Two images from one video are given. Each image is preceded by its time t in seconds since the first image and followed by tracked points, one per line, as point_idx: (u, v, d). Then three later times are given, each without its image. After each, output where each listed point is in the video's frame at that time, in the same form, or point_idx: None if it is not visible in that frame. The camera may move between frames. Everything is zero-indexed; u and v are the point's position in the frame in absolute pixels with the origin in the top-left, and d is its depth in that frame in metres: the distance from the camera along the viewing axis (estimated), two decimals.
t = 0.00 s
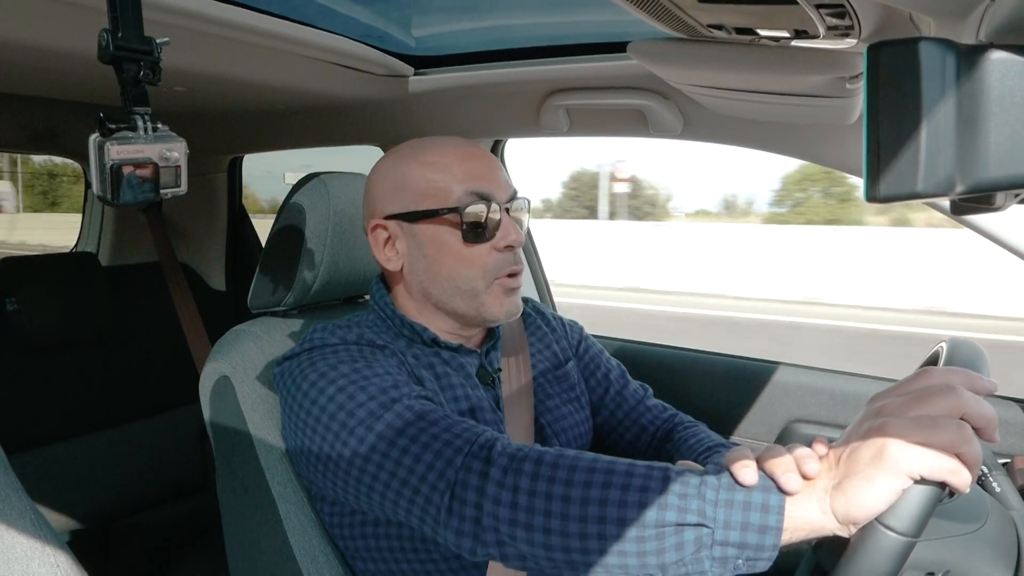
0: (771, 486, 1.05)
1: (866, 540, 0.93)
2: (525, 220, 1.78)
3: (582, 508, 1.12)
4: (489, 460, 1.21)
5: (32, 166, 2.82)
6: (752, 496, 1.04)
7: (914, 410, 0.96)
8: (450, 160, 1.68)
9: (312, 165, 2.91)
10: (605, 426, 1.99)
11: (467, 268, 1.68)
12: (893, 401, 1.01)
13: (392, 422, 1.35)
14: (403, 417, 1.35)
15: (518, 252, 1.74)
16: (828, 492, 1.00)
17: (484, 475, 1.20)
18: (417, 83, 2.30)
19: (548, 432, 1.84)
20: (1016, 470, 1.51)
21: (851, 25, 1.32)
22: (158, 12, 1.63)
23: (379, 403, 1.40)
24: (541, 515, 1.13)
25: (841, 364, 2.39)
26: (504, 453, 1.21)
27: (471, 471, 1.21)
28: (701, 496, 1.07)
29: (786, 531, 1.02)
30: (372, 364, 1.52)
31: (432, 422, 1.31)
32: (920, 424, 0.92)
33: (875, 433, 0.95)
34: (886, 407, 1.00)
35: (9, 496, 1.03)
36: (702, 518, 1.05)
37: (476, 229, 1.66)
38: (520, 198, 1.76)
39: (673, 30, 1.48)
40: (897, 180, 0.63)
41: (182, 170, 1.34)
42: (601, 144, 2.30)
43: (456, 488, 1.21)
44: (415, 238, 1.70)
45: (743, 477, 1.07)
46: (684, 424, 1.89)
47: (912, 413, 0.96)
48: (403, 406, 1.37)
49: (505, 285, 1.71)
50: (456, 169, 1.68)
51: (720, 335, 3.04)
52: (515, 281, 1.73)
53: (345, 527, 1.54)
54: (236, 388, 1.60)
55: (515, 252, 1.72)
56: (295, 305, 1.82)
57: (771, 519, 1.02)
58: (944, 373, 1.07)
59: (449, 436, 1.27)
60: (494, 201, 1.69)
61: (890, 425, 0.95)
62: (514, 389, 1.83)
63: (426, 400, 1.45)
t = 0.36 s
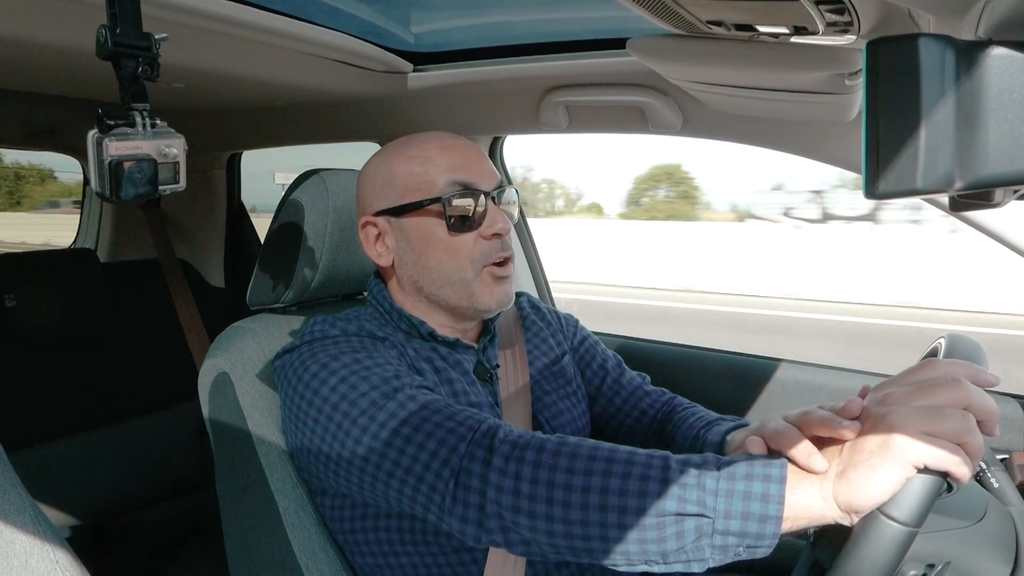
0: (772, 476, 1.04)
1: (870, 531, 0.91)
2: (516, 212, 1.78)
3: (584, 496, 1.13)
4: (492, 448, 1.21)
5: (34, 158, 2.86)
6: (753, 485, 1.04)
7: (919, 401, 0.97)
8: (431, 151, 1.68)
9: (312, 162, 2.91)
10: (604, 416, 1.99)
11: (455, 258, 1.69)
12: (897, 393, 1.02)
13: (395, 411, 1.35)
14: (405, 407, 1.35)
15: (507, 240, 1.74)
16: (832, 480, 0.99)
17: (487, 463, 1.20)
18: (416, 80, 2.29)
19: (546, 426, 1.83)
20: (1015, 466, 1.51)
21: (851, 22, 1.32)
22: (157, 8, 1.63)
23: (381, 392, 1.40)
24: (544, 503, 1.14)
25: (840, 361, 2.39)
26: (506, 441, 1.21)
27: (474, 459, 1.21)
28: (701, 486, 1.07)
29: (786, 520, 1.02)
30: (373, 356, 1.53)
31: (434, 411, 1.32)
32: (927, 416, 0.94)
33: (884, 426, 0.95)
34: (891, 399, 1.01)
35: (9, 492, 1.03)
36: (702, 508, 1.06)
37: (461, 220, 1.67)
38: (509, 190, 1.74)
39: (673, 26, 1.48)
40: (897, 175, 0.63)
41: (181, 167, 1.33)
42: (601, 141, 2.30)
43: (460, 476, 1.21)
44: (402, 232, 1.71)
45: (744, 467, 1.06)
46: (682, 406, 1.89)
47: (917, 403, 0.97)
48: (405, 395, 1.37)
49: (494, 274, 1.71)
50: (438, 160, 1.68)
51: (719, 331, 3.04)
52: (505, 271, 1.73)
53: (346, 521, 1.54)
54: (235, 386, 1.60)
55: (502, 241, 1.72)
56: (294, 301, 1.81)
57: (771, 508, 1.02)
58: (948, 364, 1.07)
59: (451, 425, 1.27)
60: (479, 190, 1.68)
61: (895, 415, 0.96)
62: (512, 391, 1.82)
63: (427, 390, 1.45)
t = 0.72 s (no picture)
0: (770, 476, 1.03)
1: (867, 532, 0.92)
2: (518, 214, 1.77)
3: (581, 493, 1.13)
4: (491, 444, 1.21)
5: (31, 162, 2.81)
6: (750, 484, 1.04)
7: (918, 401, 0.96)
8: (432, 154, 1.68)
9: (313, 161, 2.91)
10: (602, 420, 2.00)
11: (452, 261, 1.69)
12: (896, 392, 1.01)
13: (394, 406, 1.35)
14: (404, 402, 1.35)
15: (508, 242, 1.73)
16: (829, 483, 0.98)
17: (487, 458, 1.20)
18: (417, 79, 2.29)
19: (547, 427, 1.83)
20: (1016, 464, 1.51)
21: (852, 20, 1.32)
22: (158, 7, 1.63)
23: (381, 387, 1.41)
24: (541, 499, 1.14)
25: (841, 359, 2.39)
26: (504, 437, 1.21)
27: (472, 454, 1.21)
28: (699, 486, 1.07)
29: (784, 521, 1.02)
30: (373, 351, 1.53)
31: (433, 407, 1.32)
32: (926, 416, 0.92)
33: (881, 426, 0.95)
34: (890, 396, 1.00)
35: (10, 490, 1.03)
36: (700, 506, 1.06)
37: (459, 223, 1.67)
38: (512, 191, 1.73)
39: (674, 25, 1.48)
40: (898, 174, 0.63)
41: (182, 166, 1.33)
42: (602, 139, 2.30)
43: (458, 472, 1.21)
44: (401, 234, 1.71)
45: (742, 467, 1.06)
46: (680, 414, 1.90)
47: (915, 404, 0.96)
48: (404, 391, 1.38)
49: (491, 276, 1.70)
50: (438, 163, 1.67)
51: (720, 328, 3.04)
52: (502, 272, 1.72)
53: (345, 518, 1.54)
54: (236, 385, 1.60)
55: (501, 244, 1.71)
56: (295, 301, 1.81)
57: (769, 508, 1.02)
58: (949, 366, 1.07)
59: (450, 420, 1.28)
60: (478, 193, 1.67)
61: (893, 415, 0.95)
62: (512, 395, 1.81)
63: (426, 385, 1.46)
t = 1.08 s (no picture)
0: (762, 484, 1.04)
1: (862, 540, 0.94)
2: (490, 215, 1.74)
3: (575, 498, 1.12)
4: (484, 447, 1.21)
5: (39, 162, 2.82)
6: (742, 492, 1.04)
7: (911, 412, 0.96)
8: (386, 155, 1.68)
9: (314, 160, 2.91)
10: (601, 409, 2.00)
11: (398, 262, 1.68)
12: (888, 403, 1.00)
13: (390, 407, 1.36)
14: (400, 404, 1.35)
15: (459, 246, 1.69)
16: (824, 495, 0.98)
17: (480, 461, 1.19)
18: (418, 78, 2.29)
19: (546, 422, 1.83)
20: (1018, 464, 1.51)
21: (853, 19, 1.32)
22: (158, 6, 1.63)
23: (377, 388, 1.41)
24: (534, 503, 1.13)
25: (843, 358, 2.39)
26: (499, 440, 1.21)
27: (466, 456, 1.21)
28: (691, 493, 1.07)
29: (777, 530, 1.02)
30: (370, 350, 1.53)
31: (428, 408, 1.32)
32: (920, 427, 0.92)
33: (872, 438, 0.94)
34: (883, 406, 1.00)
35: (11, 489, 1.03)
36: (692, 515, 1.05)
37: (403, 223, 1.66)
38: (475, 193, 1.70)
39: (675, 24, 1.48)
40: (898, 174, 0.62)
41: (183, 165, 1.34)
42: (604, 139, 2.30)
43: (452, 474, 1.21)
44: (369, 236, 1.74)
45: (734, 474, 1.07)
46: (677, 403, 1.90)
47: (907, 415, 0.95)
48: (400, 392, 1.38)
49: (435, 277, 1.68)
50: (390, 163, 1.68)
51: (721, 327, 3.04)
52: (453, 275, 1.70)
53: (344, 518, 1.55)
54: (238, 384, 1.60)
55: (448, 247, 1.68)
56: (296, 301, 1.81)
57: (762, 516, 1.02)
58: (944, 374, 1.07)
59: (444, 422, 1.28)
60: (423, 194, 1.66)
61: (884, 427, 0.94)
62: (513, 393, 1.80)
63: (422, 385, 1.45)
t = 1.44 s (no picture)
0: (766, 487, 1.04)
1: (864, 544, 0.93)
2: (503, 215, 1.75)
3: (577, 504, 1.12)
4: (485, 452, 1.21)
5: (42, 163, 2.84)
6: (746, 495, 1.04)
7: (912, 416, 0.96)
8: (403, 158, 1.66)
9: (317, 162, 2.91)
10: (604, 411, 2.00)
11: (423, 265, 1.67)
12: (888, 408, 1.00)
13: (391, 411, 1.35)
14: (402, 407, 1.35)
15: (482, 247, 1.70)
16: (826, 499, 0.98)
17: (481, 466, 1.20)
18: (421, 80, 2.30)
19: (552, 425, 1.83)
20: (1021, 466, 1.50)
21: (856, 20, 1.32)
22: (162, 8, 1.64)
23: (378, 391, 1.41)
24: (537, 509, 1.14)
25: (845, 359, 2.38)
26: (500, 445, 1.21)
27: (467, 461, 1.21)
28: (695, 497, 1.07)
29: (780, 535, 1.02)
30: (373, 352, 1.53)
31: (430, 412, 1.32)
32: (922, 432, 0.92)
33: (874, 443, 0.94)
34: (883, 411, 1.00)
35: (15, 491, 1.04)
36: (696, 518, 1.05)
37: (428, 226, 1.65)
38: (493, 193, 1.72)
39: (677, 26, 1.48)
40: (901, 176, 0.62)
41: (186, 167, 1.34)
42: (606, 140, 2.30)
43: (453, 478, 1.21)
44: (381, 238, 1.72)
45: (737, 478, 1.06)
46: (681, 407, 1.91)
47: (908, 419, 0.95)
48: (402, 395, 1.38)
49: (464, 280, 1.68)
50: (408, 166, 1.66)
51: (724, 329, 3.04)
52: (480, 277, 1.70)
53: (348, 519, 1.55)
54: (241, 385, 1.61)
55: (473, 248, 1.69)
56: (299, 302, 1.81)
57: (765, 520, 1.02)
58: (948, 377, 1.06)
59: (445, 427, 1.28)
60: (447, 197, 1.66)
61: (887, 432, 0.94)
62: (518, 392, 1.81)
63: (425, 388, 1.45)
